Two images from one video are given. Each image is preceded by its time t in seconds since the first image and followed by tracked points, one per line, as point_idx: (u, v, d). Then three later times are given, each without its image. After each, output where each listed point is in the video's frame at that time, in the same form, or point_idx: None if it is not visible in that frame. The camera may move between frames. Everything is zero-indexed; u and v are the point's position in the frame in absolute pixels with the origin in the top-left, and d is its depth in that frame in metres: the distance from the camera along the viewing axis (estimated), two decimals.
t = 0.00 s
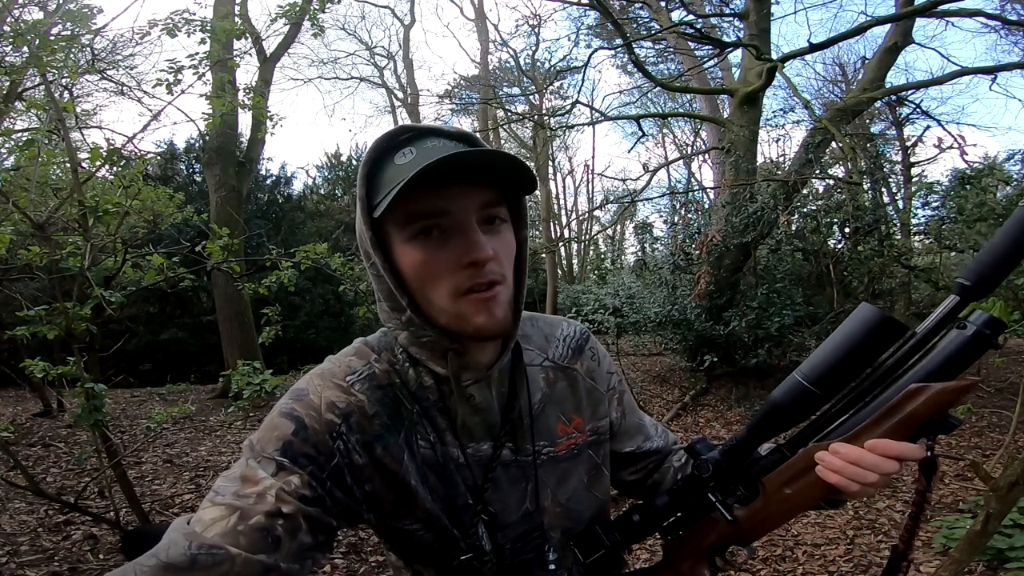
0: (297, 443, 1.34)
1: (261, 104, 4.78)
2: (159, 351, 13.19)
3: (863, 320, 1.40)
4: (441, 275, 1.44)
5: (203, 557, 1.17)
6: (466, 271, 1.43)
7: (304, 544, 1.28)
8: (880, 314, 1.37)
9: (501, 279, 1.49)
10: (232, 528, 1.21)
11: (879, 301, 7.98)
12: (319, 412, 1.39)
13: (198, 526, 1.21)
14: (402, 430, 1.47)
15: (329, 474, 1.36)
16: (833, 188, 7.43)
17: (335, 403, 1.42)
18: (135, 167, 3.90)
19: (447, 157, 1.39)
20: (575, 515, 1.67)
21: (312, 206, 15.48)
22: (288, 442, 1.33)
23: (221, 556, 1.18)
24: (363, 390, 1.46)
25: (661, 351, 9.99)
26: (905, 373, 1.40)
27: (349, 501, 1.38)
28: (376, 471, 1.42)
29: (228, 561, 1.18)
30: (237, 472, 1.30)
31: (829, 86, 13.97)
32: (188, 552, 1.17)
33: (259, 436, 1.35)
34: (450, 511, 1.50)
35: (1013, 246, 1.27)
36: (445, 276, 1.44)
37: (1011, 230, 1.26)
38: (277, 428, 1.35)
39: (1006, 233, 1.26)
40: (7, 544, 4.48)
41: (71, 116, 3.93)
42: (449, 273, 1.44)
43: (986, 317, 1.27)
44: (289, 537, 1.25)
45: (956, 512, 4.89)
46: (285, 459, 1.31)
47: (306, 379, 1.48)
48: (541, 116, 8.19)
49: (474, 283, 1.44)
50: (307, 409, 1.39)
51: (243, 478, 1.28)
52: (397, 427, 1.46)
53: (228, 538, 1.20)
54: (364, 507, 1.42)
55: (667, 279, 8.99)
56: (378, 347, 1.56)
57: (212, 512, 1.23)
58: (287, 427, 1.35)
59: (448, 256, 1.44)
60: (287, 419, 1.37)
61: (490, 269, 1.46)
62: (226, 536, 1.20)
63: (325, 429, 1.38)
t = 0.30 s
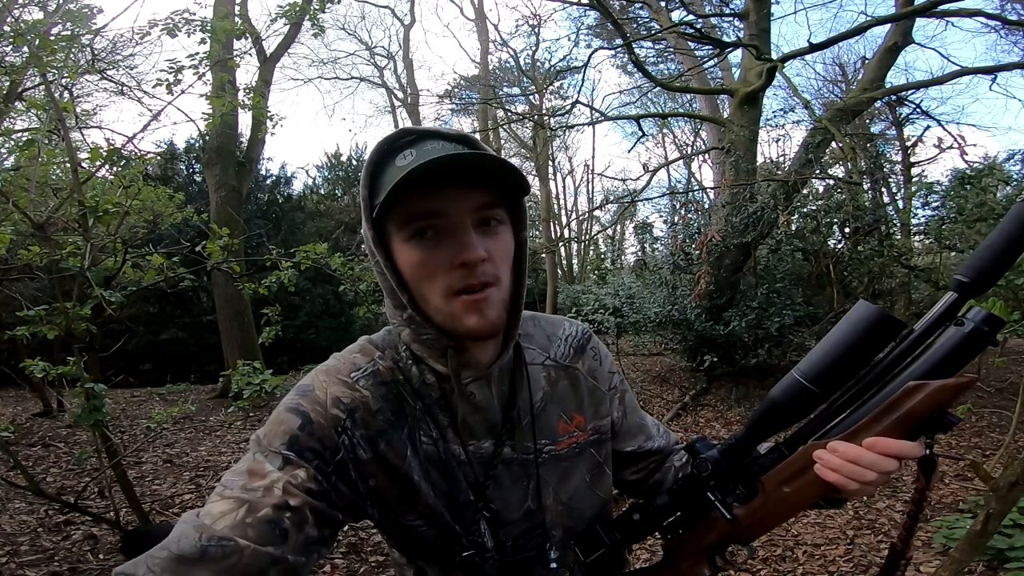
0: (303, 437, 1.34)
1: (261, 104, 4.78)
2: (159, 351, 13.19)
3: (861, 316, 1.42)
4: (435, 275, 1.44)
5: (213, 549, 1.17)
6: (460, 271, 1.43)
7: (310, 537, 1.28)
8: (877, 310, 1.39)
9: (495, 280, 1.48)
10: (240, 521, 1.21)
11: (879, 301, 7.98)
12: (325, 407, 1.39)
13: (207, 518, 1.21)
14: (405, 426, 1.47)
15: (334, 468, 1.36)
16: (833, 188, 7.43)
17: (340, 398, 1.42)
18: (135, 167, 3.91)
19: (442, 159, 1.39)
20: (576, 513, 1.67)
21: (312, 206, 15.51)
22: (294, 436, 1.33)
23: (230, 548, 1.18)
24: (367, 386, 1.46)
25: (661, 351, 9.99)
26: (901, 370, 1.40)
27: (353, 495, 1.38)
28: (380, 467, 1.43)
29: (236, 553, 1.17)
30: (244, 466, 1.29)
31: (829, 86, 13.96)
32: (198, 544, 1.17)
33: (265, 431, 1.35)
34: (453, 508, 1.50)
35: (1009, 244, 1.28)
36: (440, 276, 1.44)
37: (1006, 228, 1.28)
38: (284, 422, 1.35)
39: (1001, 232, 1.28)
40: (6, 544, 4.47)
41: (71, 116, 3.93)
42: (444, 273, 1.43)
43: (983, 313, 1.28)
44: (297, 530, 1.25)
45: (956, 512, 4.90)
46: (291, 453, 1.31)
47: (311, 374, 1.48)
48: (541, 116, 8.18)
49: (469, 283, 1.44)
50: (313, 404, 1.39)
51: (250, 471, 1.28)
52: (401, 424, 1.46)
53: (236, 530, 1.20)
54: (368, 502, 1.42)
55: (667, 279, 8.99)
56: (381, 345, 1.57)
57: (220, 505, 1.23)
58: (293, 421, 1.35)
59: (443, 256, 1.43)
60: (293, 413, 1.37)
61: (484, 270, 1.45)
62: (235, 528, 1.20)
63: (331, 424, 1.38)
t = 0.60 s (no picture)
0: (305, 436, 1.35)
1: (261, 104, 4.78)
2: (159, 351, 13.19)
3: (863, 317, 1.41)
4: (427, 277, 1.44)
5: (215, 545, 1.18)
6: (451, 274, 1.43)
7: (311, 534, 1.29)
8: (879, 312, 1.38)
9: (489, 282, 1.48)
10: (242, 518, 1.22)
11: (879, 301, 7.98)
12: (326, 406, 1.41)
13: (210, 514, 1.23)
14: (406, 425, 1.47)
15: (335, 467, 1.37)
16: (833, 188, 7.43)
17: (341, 398, 1.43)
18: (135, 167, 3.90)
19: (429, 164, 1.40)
20: (577, 512, 1.66)
21: (312, 206, 15.53)
22: (295, 435, 1.35)
23: (232, 544, 1.19)
24: (368, 386, 1.47)
25: (661, 351, 9.99)
26: (903, 372, 1.40)
27: (353, 494, 1.40)
28: (381, 466, 1.43)
29: (238, 550, 1.19)
30: (246, 464, 1.31)
31: (829, 86, 13.96)
32: (200, 541, 1.18)
33: (267, 430, 1.36)
34: (454, 507, 1.51)
35: (1011, 245, 1.27)
36: (433, 279, 1.44)
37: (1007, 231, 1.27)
38: (285, 421, 1.37)
39: (1003, 233, 1.27)
40: (7, 543, 4.47)
41: (71, 116, 3.93)
42: (436, 275, 1.43)
43: (984, 315, 1.27)
44: (298, 527, 1.26)
45: (956, 512, 4.89)
46: (293, 452, 1.32)
47: (314, 374, 1.49)
48: (541, 116, 8.18)
49: (461, 285, 1.44)
50: (314, 403, 1.41)
51: (252, 469, 1.29)
52: (402, 423, 1.47)
53: (238, 527, 1.20)
54: (368, 501, 1.43)
55: (667, 279, 9.00)
56: (382, 345, 1.57)
57: (222, 502, 1.24)
58: (295, 420, 1.37)
59: (435, 259, 1.43)
60: (295, 412, 1.38)
61: (476, 272, 1.45)
62: (237, 525, 1.21)
63: (332, 423, 1.39)
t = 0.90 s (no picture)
0: (315, 422, 1.36)
1: (261, 104, 4.78)
2: (159, 351, 13.19)
3: (858, 318, 1.40)
4: (434, 277, 1.44)
5: (231, 521, 1.20)
6: (457, 275, 1.43)
7: (318, 517, 1.30)
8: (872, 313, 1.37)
9: (494, 284, 1.48)
10: (254, 497, 1.23)
11: (879, 301, 7.99)
12: (335, 395, 1.41)
13: (224, 492, 1.24)
14: (411, 416, 1.48)
15: (343, 453, 1.38)
16: (833, 188, 7.42)
17: (350, 387, 1.43)
18: (135, 167, 3.90)
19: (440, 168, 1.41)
20: (576, 507, 1.66)
21: (312, 206, 15.55)
22: (306, 421, 1.36)
23: (245, 521, 1.21)
24: (376, 377, 1.47)
25: (661, 351, 9.99)
26: (895, 371, 1.40)
27: (358, 481, 1.40)
28: (385, 455, 1.44)
29: (251, 526, 1.21)
30: (259, 447, 1.32)
31: (829, 86, 13.97)
32: (216, 517, 1.20)
33: (278, 417, 1.37)
34: (454, 498, 1.51)
35: (1006, 246, 1.26)
36: (439, 279, 1.44)
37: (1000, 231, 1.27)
38: (297, 408, 1.38)
39: (998, 234, 1.27)
40: (7, 543, 4.47)
41: (71, 116, 3.93)
42: (443, 276, 1.44)
43: (977, 316, 1.28)
44: (305, 508, 1.27)
45: (956, 512, 4.90)
46: (303, 437, 1.33)
47: (323, 365, 1.49)
48: (541, 117, 8.18)
49: (467, 286, 1.44)
50: (325, 392, 1.41)
51: (264, 452, 1.31)
52: (406, 414, 1.47)
53: (250, 506, 1.22)
54: (372, 489, 1.44)
55: (667, 279, 9.00)
56: (388, 340, 1.57)
57: (235, 482, 1.26)
58: (305, 408, 1.38)
59: (442, 260, 1.44)
60: (305, 400, 1.39)
61: (481, 274, 1.45)
62: (249, 504, 1.22)
63: (340, 412, 1.40)
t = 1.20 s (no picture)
0: (327, 409, 1.40)
1: (261, 104, 4.78)
2: (159, 351, 13.19)
3: (846, 314, 1.41)
4: (456, 274, 1.44)
5: (247, 496, 1.24)
6: (478, 272, 1.43)
7: (327, 498, 1.34)
8: (860, 308, 1.39)
9: (511, 283, 1.48)
10: (270, 475, 1.27)
11: (879, 301, 7.99)
12: (346, 384, 1.44)
13: (241, 470, 1.28)
14: (417, 407, 1.50)
15: (352, 439, 1.41)
16: (833, 188, 7.43)
17: (360, 377, 1.46)
18: (135, 167, 3.90)
19: (474, 170, 1.41)
20: (579, 501, 1.66)
21: (312, 206, 15.56)
22: (319, 407, 1.39)
23: (262, 496, 1.25)
24: (385, 369, 1.49)
25: (661, 351, 9.99)
26: (884, 368, 1.39)
27: (366, 467, 1.43)
28: (391, 444, 1.46)
29: (266, 502, 1.25)
30: (274, 431, 1.36)
31: (829, 86, 13.97)
32: (235, 491, 1.24)
33: (293, 404, 1.41)
34: (458, 488, 1.51)
35: (995, 242, 1.26)
36: (462, 274, 1.43)
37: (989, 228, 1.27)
38: (310, 395, 1.41)
39: (986, 230, 1.27)
40: (7, 543, 4.47)
41: (71, 116, 3.93)
42: (465, 272, 1.43)
43: (964, 313, 1.26)
44: (316, 488, 1.32)
45: (956, 512, 4.89)
46: (316, 422, 1.37)
47: (337, 358, 1.52)
48: (541, 116, 8.17)
49: (488, 284, 1.44)
50: (337, 380, 1.45)
51: (280, 435, 1.35)
52: (413, 405, 1.49)
53: (266, 483, 1.26)
54: (379, 476, 1.46)
55: (667, 279, 9.01)
56: (398, 336, 1.58)
57: (253, 461, 1.30)
58: (318, 395, 1.41)
59: (467, 257, 1.43)
60: (319, 389, 1.43)
61: (501, 274, 1.45)
62: (266, 481, 1.26)
63: (350, 400, 1.43)
